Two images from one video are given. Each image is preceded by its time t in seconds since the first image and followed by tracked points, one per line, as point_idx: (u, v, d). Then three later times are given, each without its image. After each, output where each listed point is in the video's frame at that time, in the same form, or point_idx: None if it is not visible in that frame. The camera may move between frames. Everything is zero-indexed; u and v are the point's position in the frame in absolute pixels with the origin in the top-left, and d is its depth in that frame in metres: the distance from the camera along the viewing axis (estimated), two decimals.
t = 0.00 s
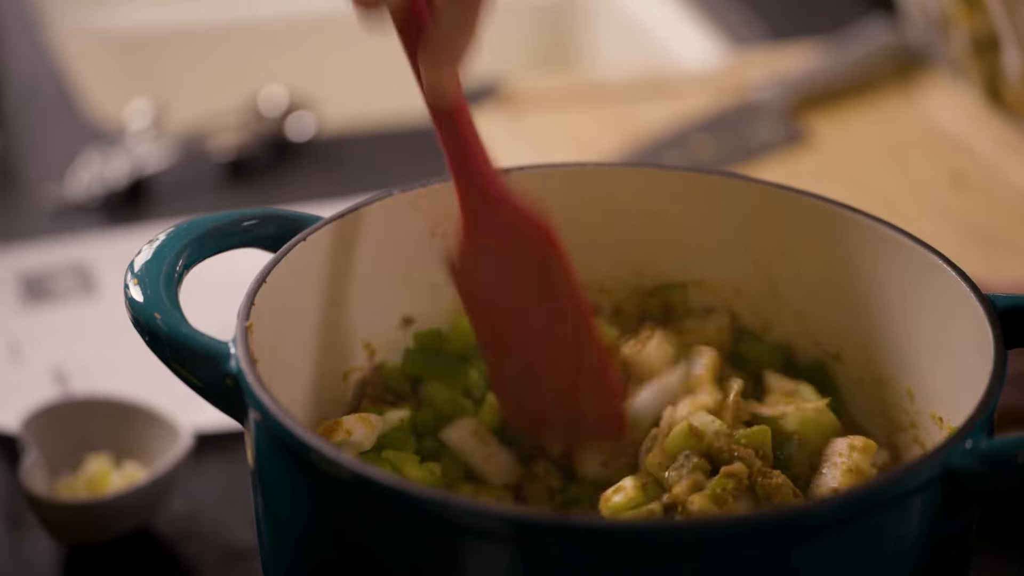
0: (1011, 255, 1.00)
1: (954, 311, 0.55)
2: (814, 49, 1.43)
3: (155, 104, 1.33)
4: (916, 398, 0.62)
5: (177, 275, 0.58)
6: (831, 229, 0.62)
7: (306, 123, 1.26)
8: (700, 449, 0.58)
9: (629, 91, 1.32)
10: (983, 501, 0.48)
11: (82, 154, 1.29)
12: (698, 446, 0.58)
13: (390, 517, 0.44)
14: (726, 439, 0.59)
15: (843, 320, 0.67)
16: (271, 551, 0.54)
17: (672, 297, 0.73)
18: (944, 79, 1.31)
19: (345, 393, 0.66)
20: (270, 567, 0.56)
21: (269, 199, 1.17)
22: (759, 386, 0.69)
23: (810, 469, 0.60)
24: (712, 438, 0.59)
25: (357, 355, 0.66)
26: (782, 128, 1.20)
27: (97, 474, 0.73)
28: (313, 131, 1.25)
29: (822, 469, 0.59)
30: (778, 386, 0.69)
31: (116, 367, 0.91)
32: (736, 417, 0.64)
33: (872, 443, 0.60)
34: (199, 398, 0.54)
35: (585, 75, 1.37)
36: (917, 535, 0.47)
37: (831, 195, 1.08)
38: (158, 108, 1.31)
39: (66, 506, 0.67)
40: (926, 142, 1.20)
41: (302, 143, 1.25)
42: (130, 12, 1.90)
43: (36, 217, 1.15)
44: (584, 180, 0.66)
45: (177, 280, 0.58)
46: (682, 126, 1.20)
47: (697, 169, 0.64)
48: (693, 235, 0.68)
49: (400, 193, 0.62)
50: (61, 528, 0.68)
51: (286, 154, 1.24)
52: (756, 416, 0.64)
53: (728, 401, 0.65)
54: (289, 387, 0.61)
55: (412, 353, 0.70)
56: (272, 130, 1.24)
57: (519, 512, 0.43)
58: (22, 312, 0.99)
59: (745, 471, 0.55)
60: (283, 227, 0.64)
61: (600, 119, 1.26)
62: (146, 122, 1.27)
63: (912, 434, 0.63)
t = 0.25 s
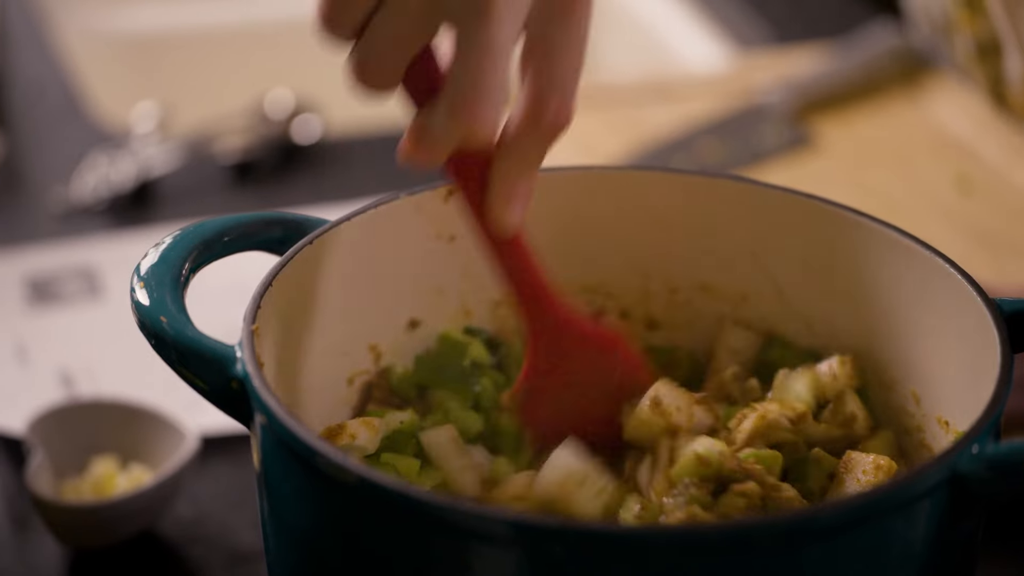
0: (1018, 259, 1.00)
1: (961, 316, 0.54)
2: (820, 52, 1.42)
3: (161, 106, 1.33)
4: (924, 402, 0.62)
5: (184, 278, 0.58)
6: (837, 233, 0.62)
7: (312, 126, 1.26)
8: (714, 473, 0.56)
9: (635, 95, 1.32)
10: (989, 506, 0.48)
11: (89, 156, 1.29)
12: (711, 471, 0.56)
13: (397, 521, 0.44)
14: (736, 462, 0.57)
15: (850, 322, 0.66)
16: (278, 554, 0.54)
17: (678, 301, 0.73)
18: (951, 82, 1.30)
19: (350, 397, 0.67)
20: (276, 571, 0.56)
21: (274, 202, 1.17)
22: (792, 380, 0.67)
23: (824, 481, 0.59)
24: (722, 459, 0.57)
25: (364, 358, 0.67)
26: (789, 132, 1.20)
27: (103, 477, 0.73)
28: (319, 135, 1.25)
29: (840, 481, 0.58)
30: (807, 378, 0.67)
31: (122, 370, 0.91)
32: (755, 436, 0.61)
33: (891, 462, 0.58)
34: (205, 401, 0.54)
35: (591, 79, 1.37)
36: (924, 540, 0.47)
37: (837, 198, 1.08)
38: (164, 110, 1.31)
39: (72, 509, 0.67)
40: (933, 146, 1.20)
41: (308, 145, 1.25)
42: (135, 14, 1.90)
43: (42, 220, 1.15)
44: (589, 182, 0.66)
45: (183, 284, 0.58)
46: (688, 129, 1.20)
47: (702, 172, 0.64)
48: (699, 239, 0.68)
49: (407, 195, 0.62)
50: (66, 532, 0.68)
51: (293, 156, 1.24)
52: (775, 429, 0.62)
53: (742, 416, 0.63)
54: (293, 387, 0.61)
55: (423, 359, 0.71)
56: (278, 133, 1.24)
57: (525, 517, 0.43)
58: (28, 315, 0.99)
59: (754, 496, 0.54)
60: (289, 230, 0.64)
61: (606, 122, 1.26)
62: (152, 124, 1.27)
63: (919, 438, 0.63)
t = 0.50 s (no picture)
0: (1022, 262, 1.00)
1: (966, 319, 0.54)
2: (824, 54, 1.42)
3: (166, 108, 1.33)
4: (927, 404, 0.62)
5: (189, 280, 0.58)
6: (842, 235, 0.62)
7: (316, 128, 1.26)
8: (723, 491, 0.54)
9: (639, 97, 1.32)
10: (994, 508, 0.48)
11: (94, 158, 1.29)
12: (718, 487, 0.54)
13: (402, 522, 0.44)
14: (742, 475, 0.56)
15: (853, 325, 0.67)
16: (281, 555, 0.54)
17: (683, 304, 0.73)
18: (955, 84, 1.30)
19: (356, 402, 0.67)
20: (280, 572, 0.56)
21: (278, 204, 1.17)
22: (786, 396, 0.67)
23: (825, 486, 0.58)
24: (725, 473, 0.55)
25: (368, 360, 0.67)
26: (793, 134, 1.20)
27: (107, 478, 0.73)
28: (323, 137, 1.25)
29: (840, 486, 0.57)
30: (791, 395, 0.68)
31: (128, 372, 0.91)
32: (759, 448, 0.59)
33: (891, 464, 0.58)
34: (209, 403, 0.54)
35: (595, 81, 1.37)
36: (928, 542, 0.46)
37: (841, 200, 1.08)
38: (169, 112, 1.31)
39: (76, 511, 0.67)
40: (936, 149, 1.20)
41: (312, 148, 1.25)
42: (140, 17, 1.90)
43: (46, 222, 1.15)
44: (593, 185, 0.65)
45: (188, 285, 0.58)
46: (692, 131, 1.20)
47: (707, 174, 0.64)
48: (703, 240, 0.68)
49: (412, 197, 0.61)
50: (71, 533, 0.68)
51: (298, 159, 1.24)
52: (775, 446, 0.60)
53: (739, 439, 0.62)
54: (298, 388, 0.61)
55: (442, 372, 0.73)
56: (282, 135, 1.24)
57: (530, 518, 0.43)
58: (32, 317, 0.99)
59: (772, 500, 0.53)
60: (294, 232, 0.64)
61: (610, 124, 1.26)
62: (157, 127, 1.27)
63: (923, 440, 0.63)
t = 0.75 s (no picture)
0: None
1: (969, 319, 0.55)
2: (827, 56, 1.43)
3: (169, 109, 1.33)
4: (931, 406, 0.62)
5: (193, 280, 0.58)
6: (844, 236, 0.62)
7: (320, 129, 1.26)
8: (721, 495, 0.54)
9: (643, 98, 1.33)
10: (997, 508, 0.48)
11: (97, 158, 1.29)
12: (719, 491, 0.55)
13: (406, 522, 0.44)
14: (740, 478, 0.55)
15: (857, 325, 0.67)
16: (285, 555, 0.54)
17: (689, 306, 0.73)
18: (958, 85, 1.31)
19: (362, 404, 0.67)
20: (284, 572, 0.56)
21: (280, 205, 1.17)
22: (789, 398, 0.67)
23: (827, 486, 0.58)
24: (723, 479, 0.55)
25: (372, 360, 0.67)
26: (796, 135, 1.20)
27: (111, 479, 0.73)
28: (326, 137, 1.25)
29: (843, 487, 0.57)
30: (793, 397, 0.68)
31: (131, 372, 0.91)
32: (759, 452, 0.59)
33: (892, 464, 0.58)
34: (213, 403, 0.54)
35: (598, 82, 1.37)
36: (932, 542, 0.47)
37: (843, 201, 1.08)
38: (172, 112, 1.31)
39: (80, 511, 0.67)
40: (939, 150, 1.20)
41: (315, 149, 1.25)
42: (143, 16, 1.91)
43: (49, 222, 1.15)
44: (596, 185, 0.65)
45: (192, 286, 0.58)
46: (695, 132, 1.20)
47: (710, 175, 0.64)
48: (707, 241, 0.68)
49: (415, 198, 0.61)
50: (74, 533, 0.68)
51: (301, 159, 1.24)
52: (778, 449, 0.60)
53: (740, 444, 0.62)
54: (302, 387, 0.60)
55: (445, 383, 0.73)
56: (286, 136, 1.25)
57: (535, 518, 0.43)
58: (35, 317, 0.99)
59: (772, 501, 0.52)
60: (297, 232, 0.64)
61: (614, 125, 1.26)
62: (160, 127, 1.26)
63: (926, 441, 0.63)
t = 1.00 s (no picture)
0: None
1: (972, 318, 0.54)
2: (829, 55, 1.43)
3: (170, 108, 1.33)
4: (934, 405, 0.61)
5: (195, 279, 0.58)
6: (847, 235, 0.62)
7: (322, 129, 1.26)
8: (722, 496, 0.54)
9: (645, 98, 1.33)
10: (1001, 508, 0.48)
11: (99, 158, 1.29)
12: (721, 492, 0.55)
13: (407, 521, 0.44)
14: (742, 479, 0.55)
15: (860, 324, 0.66)
16: (288, 554, 0.54)
17: (692, 307, 0.73)
18: (961, 84, 1.31)
19: (365, 406, 0.67)
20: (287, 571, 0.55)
21: (282, 205, 1.17)
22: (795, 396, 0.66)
23: (830, 486, 0.57)
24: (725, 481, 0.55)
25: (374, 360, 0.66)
26: (798, 134, 1.20)
27: (114, 478, 0.73)
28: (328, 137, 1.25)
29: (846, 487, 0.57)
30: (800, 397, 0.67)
31: (133, 372, 0.91)
32: (764, 451, 0.59)
33: (896, 464, 0.58)
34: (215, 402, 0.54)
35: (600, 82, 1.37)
36: (935, 541, 0.47)
37: (846, 200, 1.08)
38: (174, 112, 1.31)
39: (83, 510, 0.67)
40: (942, 150, 1.20)
41: (318, 148, 1.25)
42: (142, 17, 1.89)
43: (51, 222, 1.15)
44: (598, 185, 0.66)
45: (194, 284, 0.58)
46: (697, 132, 1.20)
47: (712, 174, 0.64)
48: (710, 240, 0.68)
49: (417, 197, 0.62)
50: (76, 533, 0.68)
51: (303, 159, 1.24)
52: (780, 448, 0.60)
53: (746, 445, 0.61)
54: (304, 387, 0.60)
55: (452, 390, 0.72)
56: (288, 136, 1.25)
57: (537, 517, 0.42)
58: (37, 317, 0.99)
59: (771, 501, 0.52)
60: (299, 232, 0.64)
61: (616, 125, 1.26)
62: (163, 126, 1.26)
63: (929, 441, 0.63)
